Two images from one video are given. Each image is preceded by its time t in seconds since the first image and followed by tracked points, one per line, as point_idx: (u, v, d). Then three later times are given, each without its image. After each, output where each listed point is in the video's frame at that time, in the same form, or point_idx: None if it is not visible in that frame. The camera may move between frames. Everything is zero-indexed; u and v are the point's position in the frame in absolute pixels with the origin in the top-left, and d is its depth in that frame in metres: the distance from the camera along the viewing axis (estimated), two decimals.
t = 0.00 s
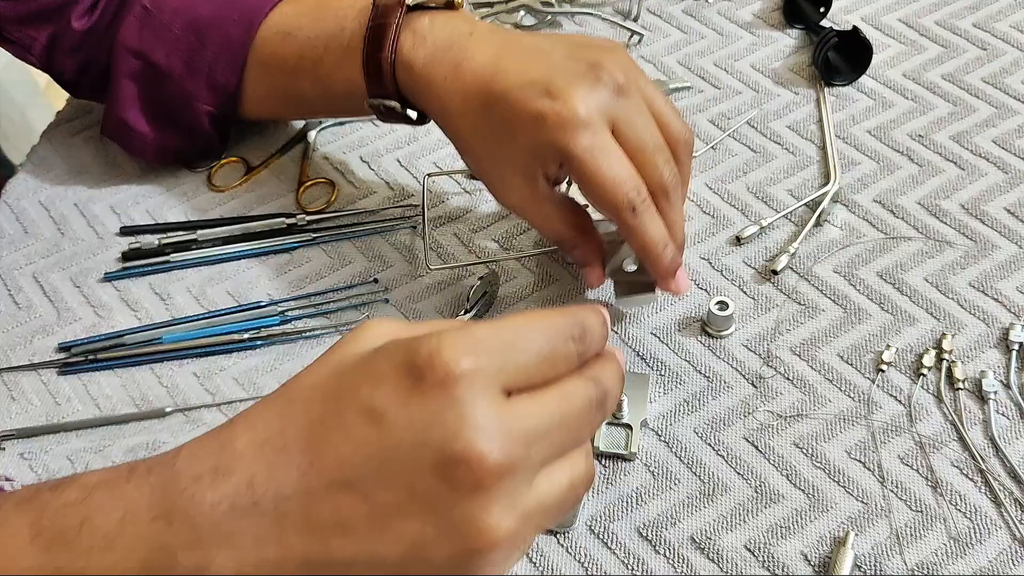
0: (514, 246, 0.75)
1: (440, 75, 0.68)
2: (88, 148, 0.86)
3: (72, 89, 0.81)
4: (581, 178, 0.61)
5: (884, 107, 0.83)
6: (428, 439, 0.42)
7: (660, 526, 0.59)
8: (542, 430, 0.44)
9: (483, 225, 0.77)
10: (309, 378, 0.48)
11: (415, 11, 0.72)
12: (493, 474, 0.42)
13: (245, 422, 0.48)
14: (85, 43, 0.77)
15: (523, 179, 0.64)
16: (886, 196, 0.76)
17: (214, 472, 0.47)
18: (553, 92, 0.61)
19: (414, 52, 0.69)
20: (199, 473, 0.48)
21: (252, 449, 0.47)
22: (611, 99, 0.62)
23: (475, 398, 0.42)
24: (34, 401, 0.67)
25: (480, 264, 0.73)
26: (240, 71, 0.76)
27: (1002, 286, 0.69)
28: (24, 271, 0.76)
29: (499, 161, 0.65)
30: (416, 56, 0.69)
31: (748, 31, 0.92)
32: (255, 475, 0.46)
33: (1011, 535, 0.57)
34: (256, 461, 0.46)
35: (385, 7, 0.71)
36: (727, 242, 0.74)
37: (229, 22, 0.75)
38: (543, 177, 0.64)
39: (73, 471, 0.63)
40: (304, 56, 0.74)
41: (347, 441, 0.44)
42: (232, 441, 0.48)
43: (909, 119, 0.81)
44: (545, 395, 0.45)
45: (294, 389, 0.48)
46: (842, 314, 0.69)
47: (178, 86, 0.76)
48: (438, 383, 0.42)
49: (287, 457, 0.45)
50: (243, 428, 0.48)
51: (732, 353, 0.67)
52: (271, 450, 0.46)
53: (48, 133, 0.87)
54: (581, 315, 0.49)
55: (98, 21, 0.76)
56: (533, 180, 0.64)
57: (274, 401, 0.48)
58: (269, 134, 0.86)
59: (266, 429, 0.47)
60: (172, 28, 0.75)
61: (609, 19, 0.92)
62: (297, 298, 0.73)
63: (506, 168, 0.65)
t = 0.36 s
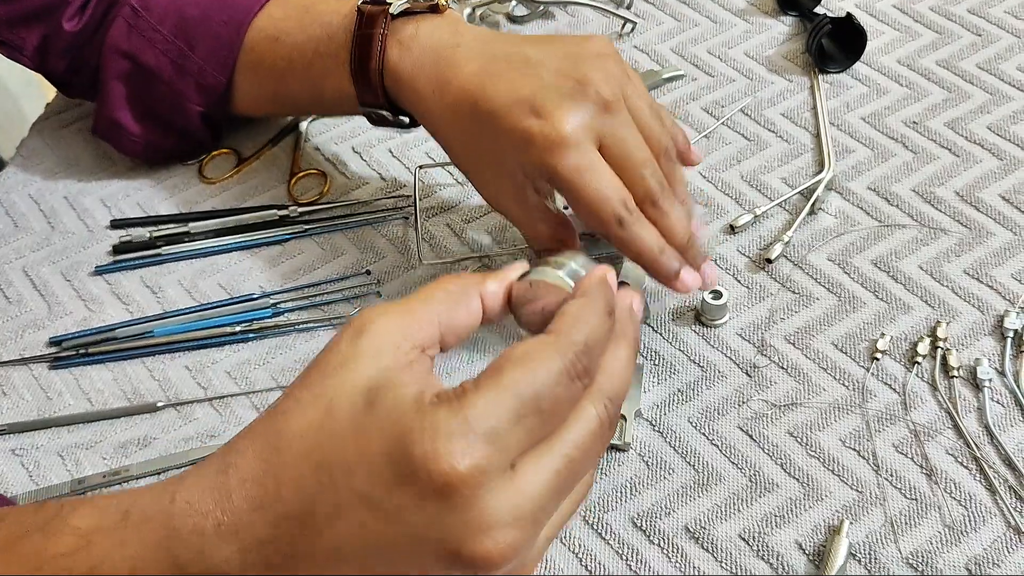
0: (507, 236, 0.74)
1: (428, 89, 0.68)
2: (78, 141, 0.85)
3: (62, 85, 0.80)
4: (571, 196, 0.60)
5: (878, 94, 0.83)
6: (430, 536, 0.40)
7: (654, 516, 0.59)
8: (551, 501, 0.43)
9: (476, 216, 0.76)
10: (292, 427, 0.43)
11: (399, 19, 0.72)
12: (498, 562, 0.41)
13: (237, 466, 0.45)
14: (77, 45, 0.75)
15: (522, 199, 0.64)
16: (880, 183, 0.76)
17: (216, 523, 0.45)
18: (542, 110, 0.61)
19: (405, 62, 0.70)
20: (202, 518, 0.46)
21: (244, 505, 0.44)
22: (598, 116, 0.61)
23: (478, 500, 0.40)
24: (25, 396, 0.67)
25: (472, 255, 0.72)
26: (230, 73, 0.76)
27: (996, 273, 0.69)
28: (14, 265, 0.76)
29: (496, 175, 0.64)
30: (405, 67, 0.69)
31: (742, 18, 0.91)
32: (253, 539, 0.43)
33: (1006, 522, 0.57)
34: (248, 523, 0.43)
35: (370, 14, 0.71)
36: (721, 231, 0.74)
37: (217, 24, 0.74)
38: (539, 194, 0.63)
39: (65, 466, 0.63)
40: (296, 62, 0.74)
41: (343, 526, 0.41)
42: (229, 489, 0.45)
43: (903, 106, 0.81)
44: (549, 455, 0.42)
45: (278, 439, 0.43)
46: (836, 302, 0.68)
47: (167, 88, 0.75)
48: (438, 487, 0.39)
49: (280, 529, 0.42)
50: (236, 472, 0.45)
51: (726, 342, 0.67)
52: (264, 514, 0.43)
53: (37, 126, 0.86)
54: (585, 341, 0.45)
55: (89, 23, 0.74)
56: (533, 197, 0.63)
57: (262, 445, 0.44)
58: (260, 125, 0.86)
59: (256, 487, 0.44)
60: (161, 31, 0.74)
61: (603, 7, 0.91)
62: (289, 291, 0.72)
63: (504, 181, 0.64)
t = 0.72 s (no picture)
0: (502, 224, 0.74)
1: (367, 95, 0.65)
2: (68, 132, 0.84)
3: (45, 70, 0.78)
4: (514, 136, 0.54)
5: (876, 78, 0.82)
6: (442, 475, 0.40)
7: (652, 504, 0.58)
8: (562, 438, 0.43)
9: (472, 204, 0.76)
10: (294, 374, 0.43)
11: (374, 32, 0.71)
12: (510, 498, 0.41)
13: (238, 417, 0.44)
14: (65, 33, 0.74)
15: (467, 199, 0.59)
16: (879, 167, 0.75)
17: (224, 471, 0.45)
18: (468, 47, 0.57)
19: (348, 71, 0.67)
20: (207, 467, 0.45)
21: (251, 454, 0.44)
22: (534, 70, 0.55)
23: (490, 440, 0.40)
24: (18, 389, 0.66)
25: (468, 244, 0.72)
26: (200, 57, 0.75)
27: (996, 258, 0.68)
28: (5, 257, 0.75)
29: (437, 175, 0.60)
30: (351, 75, 0.67)
31: (739, 3, 0.90)
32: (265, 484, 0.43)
33: (1007, 508, 0.57)
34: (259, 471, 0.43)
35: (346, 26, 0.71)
36: (718, 217, 0.73)
37: (192, 16, 0.74)
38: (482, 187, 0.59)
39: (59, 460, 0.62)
40: (261, 48, 0.73)
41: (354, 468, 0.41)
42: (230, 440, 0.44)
43: (901, 90, 0.80)
44: (557, 396, 0.43)
45: (277, 388, 0.43)
46: (835, 288, 0.68)
47: (139, 71, 0.74)
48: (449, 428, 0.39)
49: (292, 476, 0.43)
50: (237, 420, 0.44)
51: (724, 329, 0.67)
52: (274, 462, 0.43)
53: (27, 117, 0.86)
54: (577, 283, 0.45)
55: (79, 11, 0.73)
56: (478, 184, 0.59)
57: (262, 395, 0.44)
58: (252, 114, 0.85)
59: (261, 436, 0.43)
60: (137, 11, 0.72)
61: None
62: (283, 281, 0.72)
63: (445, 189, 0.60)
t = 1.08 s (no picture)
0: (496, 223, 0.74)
1: (370, 137, 0.65)
2: (63, 135, 0.84)
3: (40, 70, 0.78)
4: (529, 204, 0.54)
5: (870, 73, 0.82)
6: (398, 417, 0.39)
7: (648, 502, 0.58)
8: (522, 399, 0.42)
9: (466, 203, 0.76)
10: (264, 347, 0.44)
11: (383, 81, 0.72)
12: (465, 445, 0.39)
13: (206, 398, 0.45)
14: (60, 40, 0.74)
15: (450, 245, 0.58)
16: (874, 163, 0.75)
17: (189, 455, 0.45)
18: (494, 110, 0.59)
19: (355, 108, 0.68)
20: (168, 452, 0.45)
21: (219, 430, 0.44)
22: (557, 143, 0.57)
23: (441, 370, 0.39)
24: (13, 392, 0.67)
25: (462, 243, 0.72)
26: (195, 79, 0.74)
27: (991, 252, 0.68)
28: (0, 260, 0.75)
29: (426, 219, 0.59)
30: (354, 115, 0.68)
31: None
32: (231, 460, 0.43)
33: (1002, 503, 0.57)
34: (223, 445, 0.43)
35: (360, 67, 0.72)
36: (712, 215, 0.73)
37: (191, 35, 0.73)
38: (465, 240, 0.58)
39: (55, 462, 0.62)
40: (261, 74, 0.73)
41: (315, 420, 0.41)
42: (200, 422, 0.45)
43: (896, 85, 0.80)
44: (519, 363, 0.42)
45: (249, 362, 0.44)
46: (830, 284, 0.68)
47: (132, 86, 0.74)
48: (399, 355, 0.39)
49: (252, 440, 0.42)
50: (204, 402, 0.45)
51: (719, 326, 0.67)
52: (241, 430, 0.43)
53: (22, 119, 0.86)
54: (544, 273, 0.45)
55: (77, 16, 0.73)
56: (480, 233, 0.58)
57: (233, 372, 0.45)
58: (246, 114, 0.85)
59: (228, 411, 0.44)
60: (135, 28, 0.72)
61: None
62: (278, 281, 0.72)
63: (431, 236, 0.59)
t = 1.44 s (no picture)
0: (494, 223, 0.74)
1: (372, 138, 0.66)
2: (63, 137, 0.84)
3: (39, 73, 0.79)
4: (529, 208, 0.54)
5: (867, 70, 0.82)
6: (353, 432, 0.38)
7: (645, 499, 0.59)
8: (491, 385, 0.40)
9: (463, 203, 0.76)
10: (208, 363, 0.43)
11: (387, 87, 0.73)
12: (427, 464, 0.38)
13: (149, 417, 0.43)
14: (58, 43, 0.74)
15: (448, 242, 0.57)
16: (871, 160, 0.75)
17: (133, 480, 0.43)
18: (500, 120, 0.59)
19: (358, 107, 0.69)
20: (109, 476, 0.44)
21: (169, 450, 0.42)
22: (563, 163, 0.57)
23: (404, 379, 0.38)
24: (14, 394, 0.67)
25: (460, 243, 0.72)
26: (195, 84, 0.74)
27: (987, 248, 0.68)
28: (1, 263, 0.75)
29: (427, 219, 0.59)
30: (356, 113, 0.68)
31: None
32: (183, 481, 0.41)
33: (999, 498, 0.57)
34: (176, 464, 0.42)
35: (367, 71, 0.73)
36: (710, 212, 0.73)
37: (191, 38, 0.73)
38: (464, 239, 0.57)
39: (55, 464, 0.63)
40: (262, 81, 0.74)
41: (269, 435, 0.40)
42: (142, 445, 0.43)
43: (893, 81, 0.80)
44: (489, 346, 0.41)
45: (197, 376, 0.43)
46: (827, 281, 0.68)
47: (133, 90, 0.74)
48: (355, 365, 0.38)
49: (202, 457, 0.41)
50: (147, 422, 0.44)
51: (716, 323, 0.67)
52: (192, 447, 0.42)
53: (21, 122, 0.86)
54: (504, 240, 0.44)
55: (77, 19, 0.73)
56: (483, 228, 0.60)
57: (175, 390, 0.43)
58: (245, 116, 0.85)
59: (174, 426, 0.42)
60: (136, 31, 0.72)
61: None
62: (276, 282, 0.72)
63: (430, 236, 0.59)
